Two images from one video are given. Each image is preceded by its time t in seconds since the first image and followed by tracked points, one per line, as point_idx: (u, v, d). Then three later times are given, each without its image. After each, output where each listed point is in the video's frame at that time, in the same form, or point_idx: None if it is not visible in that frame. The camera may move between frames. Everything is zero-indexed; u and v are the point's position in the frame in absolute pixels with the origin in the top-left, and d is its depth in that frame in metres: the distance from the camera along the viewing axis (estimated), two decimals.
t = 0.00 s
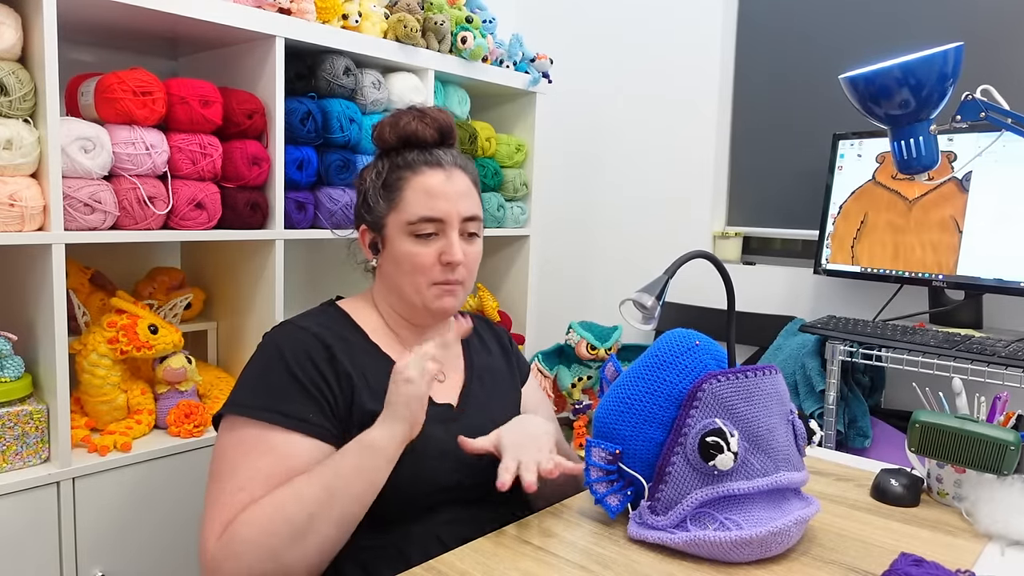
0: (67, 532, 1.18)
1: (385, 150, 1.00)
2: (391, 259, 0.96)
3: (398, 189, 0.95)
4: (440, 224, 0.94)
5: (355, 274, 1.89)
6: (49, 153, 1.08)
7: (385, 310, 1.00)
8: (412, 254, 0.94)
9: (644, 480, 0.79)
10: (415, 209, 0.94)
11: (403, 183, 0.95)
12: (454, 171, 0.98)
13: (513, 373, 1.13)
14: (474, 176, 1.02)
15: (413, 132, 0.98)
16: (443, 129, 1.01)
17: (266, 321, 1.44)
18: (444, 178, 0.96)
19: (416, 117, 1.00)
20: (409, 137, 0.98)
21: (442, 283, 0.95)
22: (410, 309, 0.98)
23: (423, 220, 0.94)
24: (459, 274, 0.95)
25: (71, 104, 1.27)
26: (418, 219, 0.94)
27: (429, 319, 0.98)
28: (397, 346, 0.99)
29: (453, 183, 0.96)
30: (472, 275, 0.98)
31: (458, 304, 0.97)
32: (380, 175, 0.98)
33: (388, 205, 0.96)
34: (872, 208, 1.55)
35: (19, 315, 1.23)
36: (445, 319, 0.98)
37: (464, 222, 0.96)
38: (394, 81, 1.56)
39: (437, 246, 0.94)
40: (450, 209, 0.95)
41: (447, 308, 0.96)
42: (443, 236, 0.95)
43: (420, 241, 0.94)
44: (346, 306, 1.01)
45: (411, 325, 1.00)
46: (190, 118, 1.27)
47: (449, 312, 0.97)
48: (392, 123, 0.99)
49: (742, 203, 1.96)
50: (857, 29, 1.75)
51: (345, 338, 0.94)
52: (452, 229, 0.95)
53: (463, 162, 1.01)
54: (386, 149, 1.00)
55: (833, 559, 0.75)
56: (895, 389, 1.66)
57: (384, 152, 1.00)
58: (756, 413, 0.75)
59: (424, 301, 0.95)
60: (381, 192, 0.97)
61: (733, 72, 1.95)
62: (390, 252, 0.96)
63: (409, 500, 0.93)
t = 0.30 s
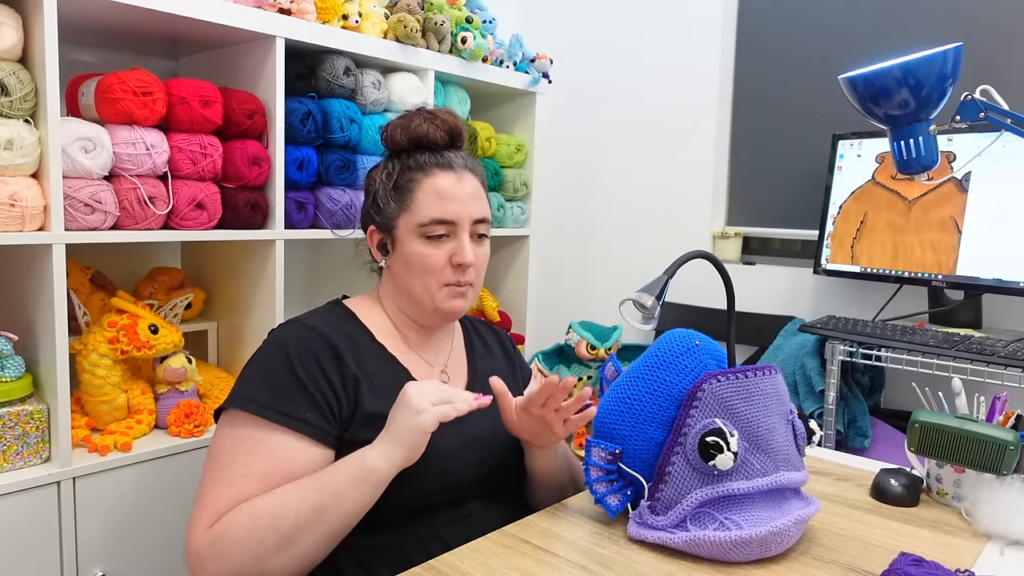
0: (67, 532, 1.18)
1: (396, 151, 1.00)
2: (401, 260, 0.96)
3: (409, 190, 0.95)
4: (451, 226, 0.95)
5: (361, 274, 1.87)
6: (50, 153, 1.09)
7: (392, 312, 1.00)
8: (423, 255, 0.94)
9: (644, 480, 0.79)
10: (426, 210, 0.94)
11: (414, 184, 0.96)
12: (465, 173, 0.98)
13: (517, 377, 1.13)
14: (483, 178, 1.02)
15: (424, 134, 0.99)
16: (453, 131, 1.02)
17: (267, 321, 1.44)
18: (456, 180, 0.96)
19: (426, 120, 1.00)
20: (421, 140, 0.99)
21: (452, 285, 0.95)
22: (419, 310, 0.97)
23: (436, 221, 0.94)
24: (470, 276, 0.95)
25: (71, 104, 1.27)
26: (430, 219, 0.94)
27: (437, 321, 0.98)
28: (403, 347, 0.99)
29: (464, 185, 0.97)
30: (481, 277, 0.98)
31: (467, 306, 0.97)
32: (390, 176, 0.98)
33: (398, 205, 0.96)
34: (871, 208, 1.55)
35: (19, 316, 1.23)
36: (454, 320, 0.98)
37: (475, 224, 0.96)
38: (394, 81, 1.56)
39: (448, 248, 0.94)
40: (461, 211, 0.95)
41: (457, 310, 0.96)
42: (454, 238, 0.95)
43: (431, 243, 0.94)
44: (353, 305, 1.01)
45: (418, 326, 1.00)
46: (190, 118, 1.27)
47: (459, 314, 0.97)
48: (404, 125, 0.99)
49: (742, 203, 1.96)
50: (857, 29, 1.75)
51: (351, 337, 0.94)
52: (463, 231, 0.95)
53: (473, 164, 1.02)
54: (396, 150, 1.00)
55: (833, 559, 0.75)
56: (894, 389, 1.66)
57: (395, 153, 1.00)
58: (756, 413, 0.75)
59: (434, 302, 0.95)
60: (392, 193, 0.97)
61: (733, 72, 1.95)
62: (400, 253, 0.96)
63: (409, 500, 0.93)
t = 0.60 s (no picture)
0: (67, 532, 1.18)
1: (386, 151, 1.00)
2: (394, 262, 0.96)
3: (400, 191, 0.95)
4: (444, 225, 0.94)
5: (355, 275, 1.88)
6: (50, 153, 1.08)
7: (387, 315, 1.00)
8: (416, 256, 0.94)
9: (644, 480, 0.79)
10: (418, 211, 0.94)
11: (405, 184, 0.95)
12: (455, 172, 0.98)
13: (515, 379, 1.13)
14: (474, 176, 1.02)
15: (413, 134, 0.98)
16: (443, 129, 1.02)
17: (266, 321, 1.44)
18: (446, 179, 0.96)
19: (416, 119, 1.00)
20: (410, 139, 0.99)
21: (446, 284, 0.95)
22: (413, 312, 0.97)
23: (427, 221, 0.94)
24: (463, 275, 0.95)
25: (71, 104, 1.27)
26: (421, 219, 0.94)
27: (432, 321, 0.98)
28: (398, 351, 0.99)
29: (455, 184, 0.96)
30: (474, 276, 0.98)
31: (462, 306, 0.97)
32: (381, 177, 0.98)
33: (389, 207, 0.96)
34: (872, 208, 1.55)
35: (19, 315, 1.23)
36: (449, 320, 0.98)
37: (467, 223, 0.96)
38: (394, 81, 1.56)
39: (441, 247, 0.94)
40: (453, 210, 0.95)
41: (452, 309, 0.96)
42: (447, 237, 0.95)
43: (423, 243, 0.94)
44: (345, 314, 1.01)
45: (414, 329, 1.00)
46: (190, 118, 1.27)
47: (454, 314, 0.97)
48: (392, 124, 0.99)
49: (742, 203, 1.96)
50: (857, 28, 1.75)
51: (341, 347, 0.94)
52: (456, 231, 0.95)
53: (464, 162, 1.01)
54: (386, 151, 1.00)
55: (833, 559, 0.75)
56: (895, 389, 1.66)
57: (384, 153, 1.00)
58: (756, 413, 0.75)
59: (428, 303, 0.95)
60: (383, 195, 0.97)
61: (733, 72, 1.95)
62: (393, 254, 0.96)
63: (409, 500, 0.93)
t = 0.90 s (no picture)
0: (67, 532, 1.18)
1: (386, 152, 0.99)
2: (393, 263, 0.96)
3: (399, 192, 0.95)
4: (444, 226, 0.95)
5: (355, 276, 1.89)
6: (50, 153, 1.08)
7: (386, 318, 1.00)
8: (415, 256, 0.93)
9: (644, 479, 0.79)
10: (418, 211, 0.94)
11: (405, 184, 0.95)
12: (455, 173, 0.98)
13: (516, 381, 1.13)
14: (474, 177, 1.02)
15: (414, 134, 0.98)
16: (443, 130, 1.02)
17: (266, 321, 1.44)
18: (446, 179, 0.96)
19: (416, 119, 1.00)
20: (410, 140, 0.98)
21: (445, 285, 0.95)
22: (412, 313, 0.97)
23: (427, 221, 0.94)
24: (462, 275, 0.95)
25: (71, 104, 1.27)
26: (421, 219, 0.94)
27: (431, 323, 0.98)
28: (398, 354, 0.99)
29: (455, 185, 0.97)
30: (473, 277, 0.98)
31: (460, 306, 0.97)
32: (380, 178, 0.98)
33: (389, 207, 0.96)
34: (872, 208, 1.55)
35: (19, 315, 1.23)
36: (448, 321, 0.98)
37: (467, 223, 0.97)
38: (394, 81, 1.56)
39: (440, 247, 0.94)
40: (453, 210, 0.95)
41: (450, 310, 0.96)
42: (446, 238, 0.95)
43: (423, 243, 0.94)
44: (344, 316, 1.00)
45: (413, 331, 1.00)
46: (190, 118, 1.27)
47: (452, 315, 0.97)
48: (392, 125, 0.99)
49: (742, 203, 1.96)
50: (857, 29, 1.75)
51: (342, 350, 0.94)
52: (456, 232, 0.95)
53: (464, 163, 1.02)
54: (386, 151, 0.99)
55: (834, 559, 0.75)
56: (895, 389, 1.66)
57: (384, 153, 1.00)
58: (756, 413, 0.75)
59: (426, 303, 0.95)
60: (383, 195, 0.97)
61: (733, 72, 1.95)
62: (393, 255, 0.96)
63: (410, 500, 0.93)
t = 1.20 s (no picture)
0: (67, 531, 1.18)
1: (387, 157, 0.99)
2: (400, 268, 0.95)
3: (405, 196, 0.95)
4: (451, 229, 0.95)
5: (354, 284, 1.89)
6: (50, 153, 1.08)
7: (388, 324, 1.00)
8: (424, 261, 0.93)
9: (644, 480, 0.79)
10: (425, 215, 0.94)
11: (410, 189, 0.95)
12: (459, 175, 0.98)
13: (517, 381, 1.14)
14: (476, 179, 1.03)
15: (415, 138, 0.98)
16: (443, 133, 1.02)
17: (266, 321, 1.44)
18: (451, 182, 0.96)
19: (416, 124, 0.99)
20: (412, 143, 0.98)
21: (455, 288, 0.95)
22: (420, 320, 0.97)
23: (436, 225, 0.94)
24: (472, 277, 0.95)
25: (71, 104, 1.27)
26: (429, 223, 0.94)
27: (437, 326, 0.98)
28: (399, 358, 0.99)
29: (460, 187, 0.97)
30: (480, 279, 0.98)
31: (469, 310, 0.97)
32: (383, 184, 0.97)
33: (394, 213, 0.95)
34: (871, 208, 1.55)
35: (19, 315, 1.23)
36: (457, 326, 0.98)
37: (472, 225, 0.97)
38: (394, 81, 1.56)
39: (449, 251, 0.94)
40: (460, 213, 0.95)
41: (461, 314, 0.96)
42: (453, 241, 0.95)
43: (432, 247, 0.94)
44: (342, 320, 1.00)
45: (419, 338, 0.99)
46: (190, 118, 1.27)
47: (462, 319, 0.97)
48: (392, 129, 0.98)
49: (742, 202, 1.96)
50: (857, 29, 1.75)
51: (342, 358, 0.94)
52: (463, 234, 0.95)
53: (466, 165, 1.02)
54: (387, 157, 0.99)
55: (834, 560, 0.75)
56: (895, 389, 1.66)
57: (385, 158, 0.99)
58: (755, 413, 0.75)
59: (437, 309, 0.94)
60: (387, 201, 0.96)
61: (733, 72, 1.95)
62: (399, 261, 0.95)
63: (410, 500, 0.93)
